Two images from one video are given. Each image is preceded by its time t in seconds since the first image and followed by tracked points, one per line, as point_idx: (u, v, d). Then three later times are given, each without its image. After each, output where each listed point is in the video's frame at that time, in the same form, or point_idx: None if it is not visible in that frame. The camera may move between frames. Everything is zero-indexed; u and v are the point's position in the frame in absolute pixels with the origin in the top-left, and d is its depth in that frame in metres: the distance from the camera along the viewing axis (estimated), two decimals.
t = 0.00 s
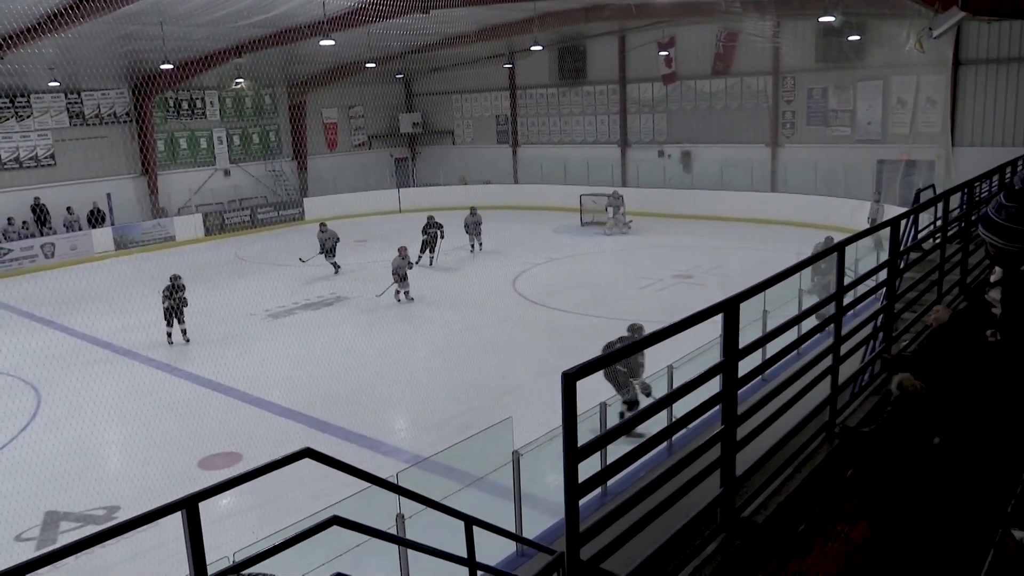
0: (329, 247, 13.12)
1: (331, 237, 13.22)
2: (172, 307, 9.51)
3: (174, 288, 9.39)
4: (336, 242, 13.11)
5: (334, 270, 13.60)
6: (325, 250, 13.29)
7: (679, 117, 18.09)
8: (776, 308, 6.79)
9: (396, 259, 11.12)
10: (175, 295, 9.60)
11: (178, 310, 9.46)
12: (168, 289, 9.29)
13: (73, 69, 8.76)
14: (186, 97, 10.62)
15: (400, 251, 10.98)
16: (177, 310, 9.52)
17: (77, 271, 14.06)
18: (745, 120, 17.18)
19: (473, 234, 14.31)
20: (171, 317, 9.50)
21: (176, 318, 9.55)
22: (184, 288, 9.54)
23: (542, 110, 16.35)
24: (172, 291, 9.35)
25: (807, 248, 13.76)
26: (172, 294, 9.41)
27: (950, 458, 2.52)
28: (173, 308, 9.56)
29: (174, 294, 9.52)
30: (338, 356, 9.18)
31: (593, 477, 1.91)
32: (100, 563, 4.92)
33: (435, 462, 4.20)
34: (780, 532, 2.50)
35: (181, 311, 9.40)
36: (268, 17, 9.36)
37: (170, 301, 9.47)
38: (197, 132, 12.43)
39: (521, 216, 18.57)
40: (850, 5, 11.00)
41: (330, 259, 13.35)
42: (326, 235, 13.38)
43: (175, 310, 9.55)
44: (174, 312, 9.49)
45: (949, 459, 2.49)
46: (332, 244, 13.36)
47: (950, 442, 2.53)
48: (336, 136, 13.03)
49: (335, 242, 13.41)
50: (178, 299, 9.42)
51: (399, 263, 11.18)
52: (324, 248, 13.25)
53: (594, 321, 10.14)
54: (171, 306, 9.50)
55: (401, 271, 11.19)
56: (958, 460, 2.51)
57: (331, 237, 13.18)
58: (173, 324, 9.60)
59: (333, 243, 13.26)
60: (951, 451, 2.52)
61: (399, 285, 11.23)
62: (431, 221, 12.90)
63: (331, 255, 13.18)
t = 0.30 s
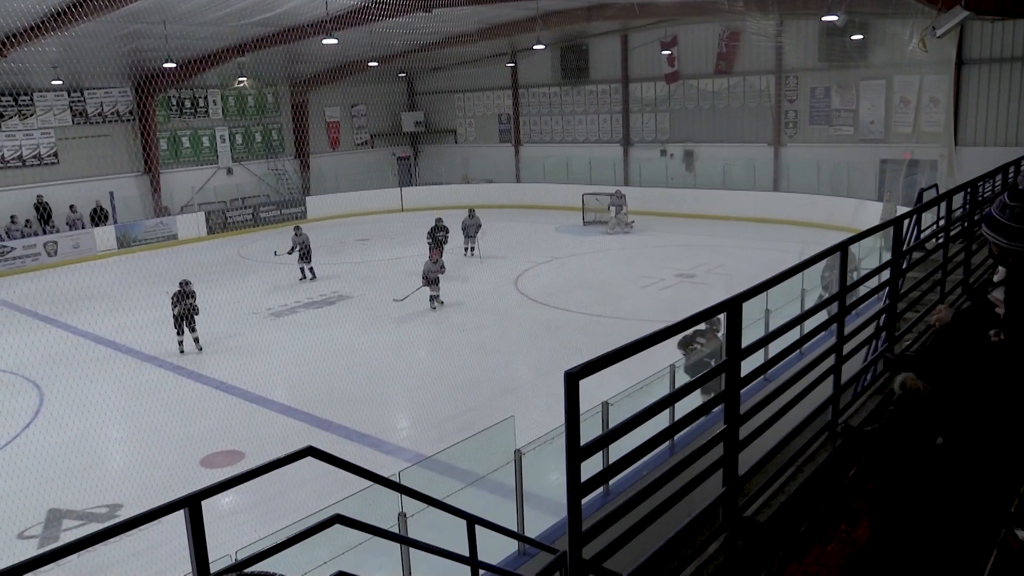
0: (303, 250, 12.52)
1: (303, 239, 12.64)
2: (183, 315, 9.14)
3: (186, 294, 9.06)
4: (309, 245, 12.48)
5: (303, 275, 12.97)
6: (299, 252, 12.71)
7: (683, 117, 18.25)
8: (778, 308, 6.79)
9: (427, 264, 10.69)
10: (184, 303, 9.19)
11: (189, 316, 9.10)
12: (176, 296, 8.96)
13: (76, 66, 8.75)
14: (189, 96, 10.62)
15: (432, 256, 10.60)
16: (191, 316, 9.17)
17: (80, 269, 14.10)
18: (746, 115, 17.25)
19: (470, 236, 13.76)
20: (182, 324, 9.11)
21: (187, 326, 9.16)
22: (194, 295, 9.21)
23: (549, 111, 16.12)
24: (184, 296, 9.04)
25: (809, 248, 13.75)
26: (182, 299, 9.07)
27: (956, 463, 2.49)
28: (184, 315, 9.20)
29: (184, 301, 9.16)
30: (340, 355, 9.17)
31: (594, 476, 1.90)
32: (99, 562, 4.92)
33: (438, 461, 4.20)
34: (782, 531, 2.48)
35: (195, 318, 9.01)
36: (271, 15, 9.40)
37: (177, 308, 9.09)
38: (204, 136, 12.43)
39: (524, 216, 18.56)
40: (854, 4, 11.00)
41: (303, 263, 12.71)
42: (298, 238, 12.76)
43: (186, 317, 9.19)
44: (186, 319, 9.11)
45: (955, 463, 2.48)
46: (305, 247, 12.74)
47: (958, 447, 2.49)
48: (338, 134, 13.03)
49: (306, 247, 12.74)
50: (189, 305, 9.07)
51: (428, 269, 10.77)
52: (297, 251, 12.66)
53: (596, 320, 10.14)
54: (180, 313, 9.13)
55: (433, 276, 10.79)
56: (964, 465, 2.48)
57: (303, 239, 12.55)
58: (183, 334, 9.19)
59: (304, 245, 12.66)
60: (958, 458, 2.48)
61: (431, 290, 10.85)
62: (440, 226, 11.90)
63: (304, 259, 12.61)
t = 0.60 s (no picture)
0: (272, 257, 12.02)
1: (272, 246, 12.05)
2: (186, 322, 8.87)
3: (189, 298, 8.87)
4: (279, 250, 12.03)
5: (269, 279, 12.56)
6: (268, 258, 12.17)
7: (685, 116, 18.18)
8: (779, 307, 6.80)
9: (464, 265, 10.15)
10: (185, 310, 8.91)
11: (192, 322, 8.85)
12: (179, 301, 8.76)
13: (79, 66, 8.73)
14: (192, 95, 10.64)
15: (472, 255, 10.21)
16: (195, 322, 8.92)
17: (83, 268, 14.13)
18: (750, 114, 17.08)
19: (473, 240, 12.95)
20: (186, 332, 8.82)
21: (190, 334, 8.86)
22: (197, 302, 9.00)
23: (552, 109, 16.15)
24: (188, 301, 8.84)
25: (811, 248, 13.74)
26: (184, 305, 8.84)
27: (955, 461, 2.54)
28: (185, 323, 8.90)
29: (185, 307, 8.92)
30: (343, 355, 9.17)
31: (596, 476, 1.89)
32: (100, 561, 4.91)
33: (440, 460, 4.20)
34: (786, 531, 2.47)
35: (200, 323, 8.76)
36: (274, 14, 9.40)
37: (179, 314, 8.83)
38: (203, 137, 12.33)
39: (526, 215, 18.57)
40: (857, 3, 10.98)
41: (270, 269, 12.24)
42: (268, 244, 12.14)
43: (188, 324, 8.92)
44: (188, 326, 8.84)
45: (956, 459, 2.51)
46: (274, 252, 12.19)
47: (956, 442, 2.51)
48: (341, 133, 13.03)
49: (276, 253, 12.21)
50: (193, 310, 8.84)
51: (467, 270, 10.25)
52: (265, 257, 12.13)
53: (598, 319, 10.15)
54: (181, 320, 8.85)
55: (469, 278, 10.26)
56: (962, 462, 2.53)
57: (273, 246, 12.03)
58: (185, 344, 8.87)
59: (274, 252, 12.10)
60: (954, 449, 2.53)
61: (467, 295, 10.26)
62: (449, 227, 11.53)
63: (273, 266, 12.13)
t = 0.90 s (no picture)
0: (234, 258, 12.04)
1: (236, 248, 12.10)
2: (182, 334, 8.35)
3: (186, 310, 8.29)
4: (243, 252, 12.06)
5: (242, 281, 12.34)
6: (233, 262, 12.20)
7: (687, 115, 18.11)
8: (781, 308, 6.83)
9: (508, 268, 9.65)
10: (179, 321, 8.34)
11: (187, 334, 8.35)
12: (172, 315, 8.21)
13: (81, 65, 8.74)
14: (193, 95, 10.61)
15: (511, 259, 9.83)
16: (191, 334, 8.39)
17: (85, 268, 14.14)
18: (751, 113, 17.25)
19: (479, 243, 12.89)
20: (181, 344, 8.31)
21: (185, 347, 8.36)
22: (192, 311, 8.43)
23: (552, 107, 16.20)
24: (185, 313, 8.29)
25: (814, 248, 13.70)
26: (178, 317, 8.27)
27: (949, 453, 2.67)
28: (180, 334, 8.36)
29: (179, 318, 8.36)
30: (344, 355, 9.16)
31: (598, 476, 1.89)
32: (102, 560, 4.91)
33: (442, 459, 4.20)
34: (788, 529, 2.41)
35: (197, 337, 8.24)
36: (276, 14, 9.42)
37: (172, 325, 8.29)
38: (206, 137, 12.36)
39: (528, 215, 18.53)
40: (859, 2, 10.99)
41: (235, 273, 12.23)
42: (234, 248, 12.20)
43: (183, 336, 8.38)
44: (183, 338, 8.32)
45: (955, 455, 2.64)
46: (240, 255, 12.25)
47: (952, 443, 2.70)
48: (343, 132, 13.02)
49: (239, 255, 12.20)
50: (187, 322, 8.29)
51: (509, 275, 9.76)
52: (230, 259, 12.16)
53: (600, 319, 10.15)
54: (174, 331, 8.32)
55: (511, 282, 9.76)
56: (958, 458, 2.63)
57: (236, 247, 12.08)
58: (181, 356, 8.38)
59: (239, 255, 12.13)
60: (951, 446, 2.69)
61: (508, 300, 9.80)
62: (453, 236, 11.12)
63: (238, 268, 12.11)
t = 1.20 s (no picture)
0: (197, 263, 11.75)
1: (200, 252, 11.77)
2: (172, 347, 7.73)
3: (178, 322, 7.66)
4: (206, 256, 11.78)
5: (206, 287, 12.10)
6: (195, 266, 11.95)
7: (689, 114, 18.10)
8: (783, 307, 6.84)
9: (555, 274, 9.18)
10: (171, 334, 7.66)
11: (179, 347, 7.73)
12: (165, 330, 7.54)
13: (83, 65, 8.75)
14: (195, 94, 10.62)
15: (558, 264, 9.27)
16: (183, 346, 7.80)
17: (87, 268, 14.16)
18: (754, 113, 17.37)
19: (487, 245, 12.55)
20: (174, 359, 7.71)
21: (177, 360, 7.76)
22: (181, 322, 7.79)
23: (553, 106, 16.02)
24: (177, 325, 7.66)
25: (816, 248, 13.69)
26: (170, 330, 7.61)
27: (950, 451, 2.69)
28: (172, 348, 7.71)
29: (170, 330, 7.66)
30: (347, 355, 9.15)
31: (601, 474, 1.89)
32: (104, 560, 4.91)
33: (444, 459, 4.19)
34: (789, 531, 2.41)
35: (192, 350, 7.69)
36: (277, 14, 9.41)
37: (162, 339, 7.63)
38: (208, 138, 12.35)
39: (530, 215, 18.54)
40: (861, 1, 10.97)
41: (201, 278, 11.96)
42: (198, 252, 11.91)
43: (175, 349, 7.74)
44: (175, 351, 7.71)
45: (956, 453, 2.68)
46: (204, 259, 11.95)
47: (954, 442, 2.74)
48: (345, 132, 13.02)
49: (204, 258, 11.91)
50: (180, 335, 7.68)
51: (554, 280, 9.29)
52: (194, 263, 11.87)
53: (602, 318, 10.15)
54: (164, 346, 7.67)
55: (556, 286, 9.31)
56: (959, 457, 2.65)
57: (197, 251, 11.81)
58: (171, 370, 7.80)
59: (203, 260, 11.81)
60: (952, 446, 2.72)
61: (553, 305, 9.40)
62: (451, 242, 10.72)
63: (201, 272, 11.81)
